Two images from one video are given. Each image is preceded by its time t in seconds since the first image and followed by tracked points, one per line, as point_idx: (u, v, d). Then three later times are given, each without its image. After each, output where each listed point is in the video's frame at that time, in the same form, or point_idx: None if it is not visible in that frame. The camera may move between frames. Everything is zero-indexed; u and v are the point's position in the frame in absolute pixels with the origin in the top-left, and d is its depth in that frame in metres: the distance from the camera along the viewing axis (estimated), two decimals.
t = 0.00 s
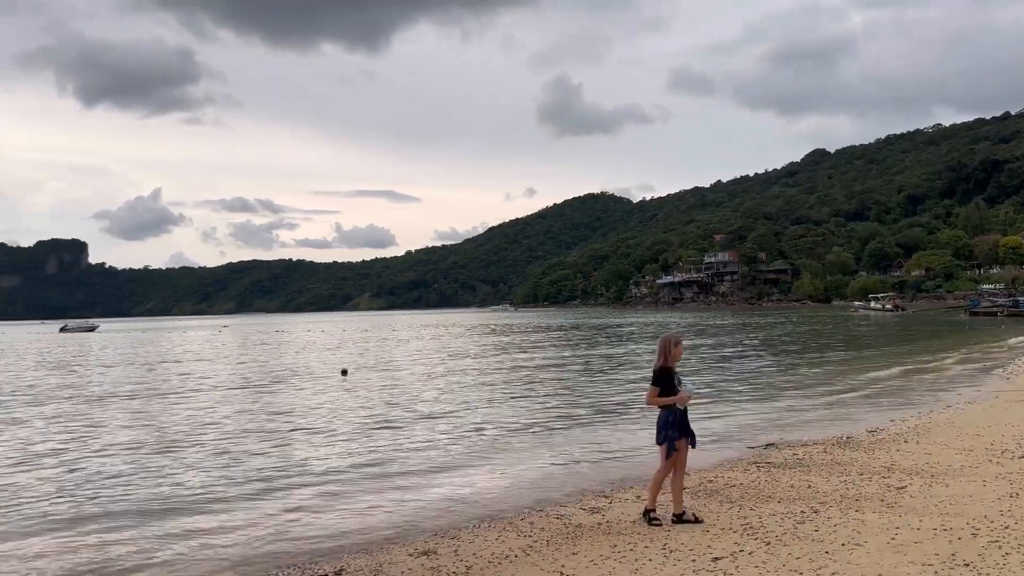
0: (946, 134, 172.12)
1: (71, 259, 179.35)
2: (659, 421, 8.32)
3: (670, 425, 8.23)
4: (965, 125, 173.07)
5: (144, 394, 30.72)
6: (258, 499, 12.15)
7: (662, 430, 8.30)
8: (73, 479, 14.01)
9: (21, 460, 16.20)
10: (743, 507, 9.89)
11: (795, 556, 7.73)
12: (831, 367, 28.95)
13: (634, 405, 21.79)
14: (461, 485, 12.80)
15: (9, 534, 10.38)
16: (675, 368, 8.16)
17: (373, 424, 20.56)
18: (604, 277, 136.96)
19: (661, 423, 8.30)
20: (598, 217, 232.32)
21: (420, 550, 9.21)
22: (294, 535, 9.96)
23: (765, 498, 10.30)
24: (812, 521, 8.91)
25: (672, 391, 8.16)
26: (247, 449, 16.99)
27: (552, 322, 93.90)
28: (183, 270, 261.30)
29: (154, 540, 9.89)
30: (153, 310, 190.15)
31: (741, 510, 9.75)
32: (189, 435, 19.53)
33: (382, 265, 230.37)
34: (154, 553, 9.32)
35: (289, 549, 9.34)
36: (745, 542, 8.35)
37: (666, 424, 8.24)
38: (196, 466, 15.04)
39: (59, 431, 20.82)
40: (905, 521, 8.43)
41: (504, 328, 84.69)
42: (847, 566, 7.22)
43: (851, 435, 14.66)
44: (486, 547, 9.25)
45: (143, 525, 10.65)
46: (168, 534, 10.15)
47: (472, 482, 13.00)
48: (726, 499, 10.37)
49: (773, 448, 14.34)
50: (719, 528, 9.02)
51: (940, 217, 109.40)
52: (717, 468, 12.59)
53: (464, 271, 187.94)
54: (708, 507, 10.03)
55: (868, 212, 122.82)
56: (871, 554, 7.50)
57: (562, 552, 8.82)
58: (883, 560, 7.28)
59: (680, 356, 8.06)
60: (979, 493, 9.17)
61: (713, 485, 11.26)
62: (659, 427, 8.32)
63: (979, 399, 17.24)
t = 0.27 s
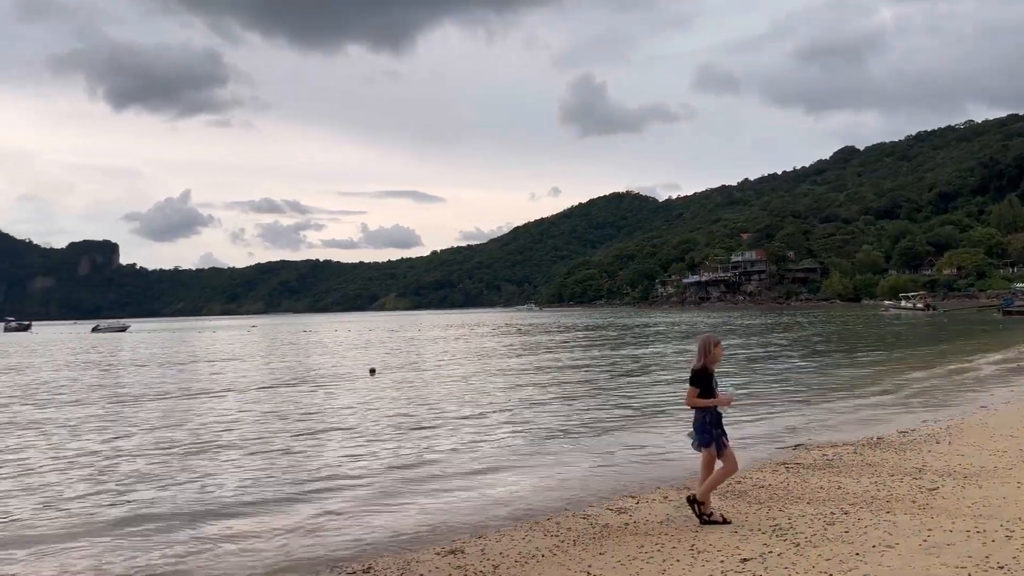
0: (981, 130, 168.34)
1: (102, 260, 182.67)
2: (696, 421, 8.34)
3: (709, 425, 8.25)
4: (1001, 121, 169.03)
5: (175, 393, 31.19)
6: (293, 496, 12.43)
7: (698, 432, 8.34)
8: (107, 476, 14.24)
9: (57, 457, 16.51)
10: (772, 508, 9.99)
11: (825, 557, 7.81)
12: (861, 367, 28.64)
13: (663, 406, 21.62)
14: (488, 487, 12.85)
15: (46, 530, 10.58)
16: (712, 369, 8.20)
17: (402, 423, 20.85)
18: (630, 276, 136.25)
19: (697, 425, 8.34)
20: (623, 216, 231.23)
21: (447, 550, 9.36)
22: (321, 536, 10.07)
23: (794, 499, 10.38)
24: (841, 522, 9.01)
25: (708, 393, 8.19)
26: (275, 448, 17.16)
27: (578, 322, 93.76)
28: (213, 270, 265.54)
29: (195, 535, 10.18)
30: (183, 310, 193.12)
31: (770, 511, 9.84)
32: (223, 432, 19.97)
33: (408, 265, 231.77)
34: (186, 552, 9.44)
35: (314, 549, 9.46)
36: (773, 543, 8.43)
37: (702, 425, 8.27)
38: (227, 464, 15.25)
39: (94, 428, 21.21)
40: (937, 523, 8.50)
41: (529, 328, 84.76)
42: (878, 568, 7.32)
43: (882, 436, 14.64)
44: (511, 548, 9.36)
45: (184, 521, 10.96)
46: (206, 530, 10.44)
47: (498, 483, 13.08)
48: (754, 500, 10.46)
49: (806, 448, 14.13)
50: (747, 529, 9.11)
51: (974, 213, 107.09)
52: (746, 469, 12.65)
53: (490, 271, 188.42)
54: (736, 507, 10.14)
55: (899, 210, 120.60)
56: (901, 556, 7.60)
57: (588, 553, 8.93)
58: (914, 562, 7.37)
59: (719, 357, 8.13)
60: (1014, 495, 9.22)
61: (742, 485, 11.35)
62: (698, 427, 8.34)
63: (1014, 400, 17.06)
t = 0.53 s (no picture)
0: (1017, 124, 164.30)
1: (133, 261, 186.29)
2: (737, 423, 8.32)
3: (751, 427, 8.19)
4: None
5: (206, 393, 31.85)
6: (328, 495, 12.79)
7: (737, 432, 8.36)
8: (150, 475, 14.76)
9: (100, 456, 17.09)
10: (802, 508, 10.11)
11: (856, 559, 7.94)
12: (891, 367, 28.38)
13: (688, 408, 21.61)
14: (513, 487, 13.12)
15: (92, 529, 11.03)
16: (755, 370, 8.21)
17: (432, 423, 21.19)
18: (656, 276, 135.37)
19: (738, 426, 8.31)
20: (649, 214, 229.94)
21: (474, 548, 9.70)
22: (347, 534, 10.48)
23: (825, 499, 10.48)
24: (872, 523, 9.12)
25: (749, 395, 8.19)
26: (305, 449, 17.52)
27: (604, 321, 93.59)
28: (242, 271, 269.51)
29: (237, 535, 10.57)
30: (213, 310, 196.40)
31: (800, 511, 9.96)
32: (258, 432, 20.48)
33: (434, 265, 233.02)
34: (224, 552, 9.82)
35: (342, 548, 9.81)
36: (803, 543, 8.55)
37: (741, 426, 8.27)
38: (259, 464, 15.63)
39: (129, 429, 21.78)
40: (970, 525, 8.61)
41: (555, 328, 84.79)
42: (910, 570, 7.45)
43: (915, 437, 14.64)
44: (538, 546, 9.64)
45: (226, 520, 11.37)
46: (248, 529, 10.82)
47: (523, 484, 13.33)
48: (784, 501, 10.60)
49: (836, 450, 14.12)
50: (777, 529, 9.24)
51: (1010, 210, 104.75)
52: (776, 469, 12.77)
53: (515, 271, 188.68)
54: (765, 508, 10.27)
55: (930, 207, 118.45)
56: (934, 557, 7.71)
57: (615, 553, 9.14)
58: (947, 565, 7.48)
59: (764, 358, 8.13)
60: None
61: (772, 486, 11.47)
62: (738, 429, 8.32)
63: None
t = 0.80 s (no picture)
0: None
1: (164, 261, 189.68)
2: (779, 421, 8.32)
3: (794, 426, 8.21)
4: None
5: (235, 393, 32.42)
6: (362, 494, 13.16)
7: (781, 432, 8.35)
8: (190, 474, 15.26)
9: (141, 455, 17.68)
10: (833, 508, 10.23)
11: (888, 561, 8.05)
12: (923, 366, 28.09)
13: (712, 410, 21.51)
14: (538, 488, 13.33)
15: (138, 525, 11.52)
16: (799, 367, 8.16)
17: (461, 423, 21.51)
18: (683, 274, 134.35)
19: (781, 425, 8.29)
20: (675, 212, 228.42)
21: (502, 547, 9.99)
22: (374, 534, 10.77)
23: (856, 500, 10.57)
24: (904, 524, 9.24)
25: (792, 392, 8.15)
26: (331, 449, 17.81)
27: (630, 321, 93.35)
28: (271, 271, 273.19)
29: (278, 532, 10.98)
30: (242, 310, 199.35)
31: (831, 512, 10.08)
32: (291, 431, 20.98)
33: (460, 265, 233.97)
34: (266, 549, 10.21)
35: (380, 547, 10.14)
36: (833, 544, 8.64)
37: (783, 426, 8.27)
38: (287, 465, 15.95)
39: (161, 428, 22.27)
40: (1005, 528, 8.68)
41: (581, 327, 84.72)
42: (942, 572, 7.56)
43: (948, 437, 14.65)
44: (565, 546, 9.90)
45: (266, 518, 11.80)
46: (287, 528, 11.20)
47: (548, 485, 13.54)
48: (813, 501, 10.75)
49: (864, 451, 14.12)
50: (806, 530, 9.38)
51: None
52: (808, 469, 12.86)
53: (541, 270, 188.71)
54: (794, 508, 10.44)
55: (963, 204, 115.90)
56: (967, 559, 7.82)
57: (643, 553, 9.36)
58: (980, 567, 7.58)
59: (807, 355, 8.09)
60: None
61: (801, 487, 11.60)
62: (781, 428, 8.32)
63: None
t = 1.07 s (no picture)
0: None
1: (194, 261, 192.88)
2: (816, 421, 8.37)
3: (830, 427, 8.25)
4: None
5: (268, 392, 33.12)
6: (397, 493, 13.53)
7: (818, 431, 8.42)
8: (230, 471, 15.78)
9: (182, 453, 18.28)
10: (865, 508, 10.35)
11: (921, 562, 8.17)
12: (955, 366, 27.79)
13: (738, 412, 21.40)
14: (569, 488, 13.59)
15: (185, 520, 12.02)
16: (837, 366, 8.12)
17: (490, 422, 21.83)
18: (710, 273, 133.19)
19: (820, 424, 8.33)
20: (703, 209, 226.53)
21: (537, 545, 10.28)
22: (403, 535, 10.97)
23: (888, 500, 10.68)
24: (938, 526, 9.34)
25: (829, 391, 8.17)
26: (357, 449, 18.07)
27: (657, 320, 92.97)
28: (300, 270, 276.67)
29: (319, 529, 11.38)
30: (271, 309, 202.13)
31: (863, 511, 10.21)
32: (325, 429, 21.47)
33: (486, 263, 234.79)
34: (308, 545, 10.62)
35: (419, 544, 10.50)
36: (865, 545, 8.78)
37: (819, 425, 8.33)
38: (313, 465, 16.21)
39: (191, 428, 22.71)
40: None
41: (608, 325, 84.65)
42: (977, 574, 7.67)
43: (982, 437, 14.61)
44: (595, 545, 10.11)
45: (307, 514, 12.22)
46: (327, 524, 11.60)
47: (573, 487, 13.67)
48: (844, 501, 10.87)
49: (893, 452, 14.12)
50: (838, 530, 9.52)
51: None
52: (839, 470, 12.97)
53: (567, 268, 188.52)
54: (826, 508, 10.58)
55: (998, 201, 113.31)
56: (1003, 562, 7.92)
57: (674, 552, 9.54)
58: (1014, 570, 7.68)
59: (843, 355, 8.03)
60: None
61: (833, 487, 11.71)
62: (818, 428, 8.38)
63: None
